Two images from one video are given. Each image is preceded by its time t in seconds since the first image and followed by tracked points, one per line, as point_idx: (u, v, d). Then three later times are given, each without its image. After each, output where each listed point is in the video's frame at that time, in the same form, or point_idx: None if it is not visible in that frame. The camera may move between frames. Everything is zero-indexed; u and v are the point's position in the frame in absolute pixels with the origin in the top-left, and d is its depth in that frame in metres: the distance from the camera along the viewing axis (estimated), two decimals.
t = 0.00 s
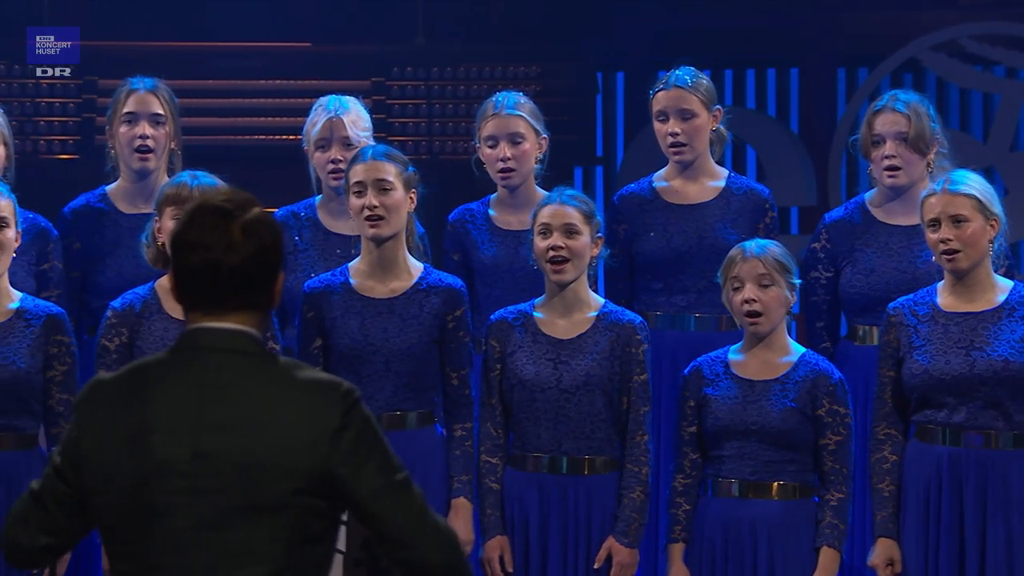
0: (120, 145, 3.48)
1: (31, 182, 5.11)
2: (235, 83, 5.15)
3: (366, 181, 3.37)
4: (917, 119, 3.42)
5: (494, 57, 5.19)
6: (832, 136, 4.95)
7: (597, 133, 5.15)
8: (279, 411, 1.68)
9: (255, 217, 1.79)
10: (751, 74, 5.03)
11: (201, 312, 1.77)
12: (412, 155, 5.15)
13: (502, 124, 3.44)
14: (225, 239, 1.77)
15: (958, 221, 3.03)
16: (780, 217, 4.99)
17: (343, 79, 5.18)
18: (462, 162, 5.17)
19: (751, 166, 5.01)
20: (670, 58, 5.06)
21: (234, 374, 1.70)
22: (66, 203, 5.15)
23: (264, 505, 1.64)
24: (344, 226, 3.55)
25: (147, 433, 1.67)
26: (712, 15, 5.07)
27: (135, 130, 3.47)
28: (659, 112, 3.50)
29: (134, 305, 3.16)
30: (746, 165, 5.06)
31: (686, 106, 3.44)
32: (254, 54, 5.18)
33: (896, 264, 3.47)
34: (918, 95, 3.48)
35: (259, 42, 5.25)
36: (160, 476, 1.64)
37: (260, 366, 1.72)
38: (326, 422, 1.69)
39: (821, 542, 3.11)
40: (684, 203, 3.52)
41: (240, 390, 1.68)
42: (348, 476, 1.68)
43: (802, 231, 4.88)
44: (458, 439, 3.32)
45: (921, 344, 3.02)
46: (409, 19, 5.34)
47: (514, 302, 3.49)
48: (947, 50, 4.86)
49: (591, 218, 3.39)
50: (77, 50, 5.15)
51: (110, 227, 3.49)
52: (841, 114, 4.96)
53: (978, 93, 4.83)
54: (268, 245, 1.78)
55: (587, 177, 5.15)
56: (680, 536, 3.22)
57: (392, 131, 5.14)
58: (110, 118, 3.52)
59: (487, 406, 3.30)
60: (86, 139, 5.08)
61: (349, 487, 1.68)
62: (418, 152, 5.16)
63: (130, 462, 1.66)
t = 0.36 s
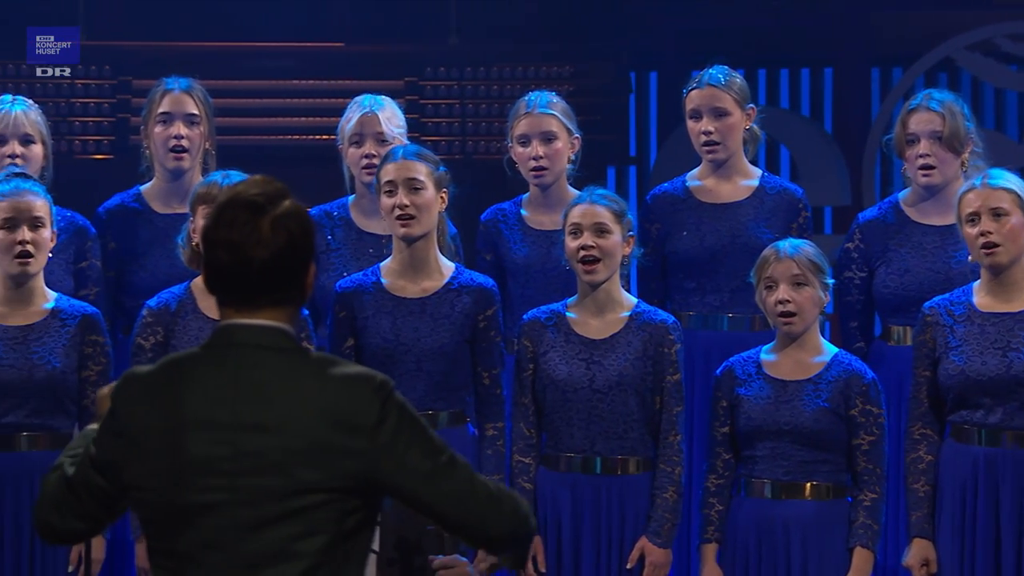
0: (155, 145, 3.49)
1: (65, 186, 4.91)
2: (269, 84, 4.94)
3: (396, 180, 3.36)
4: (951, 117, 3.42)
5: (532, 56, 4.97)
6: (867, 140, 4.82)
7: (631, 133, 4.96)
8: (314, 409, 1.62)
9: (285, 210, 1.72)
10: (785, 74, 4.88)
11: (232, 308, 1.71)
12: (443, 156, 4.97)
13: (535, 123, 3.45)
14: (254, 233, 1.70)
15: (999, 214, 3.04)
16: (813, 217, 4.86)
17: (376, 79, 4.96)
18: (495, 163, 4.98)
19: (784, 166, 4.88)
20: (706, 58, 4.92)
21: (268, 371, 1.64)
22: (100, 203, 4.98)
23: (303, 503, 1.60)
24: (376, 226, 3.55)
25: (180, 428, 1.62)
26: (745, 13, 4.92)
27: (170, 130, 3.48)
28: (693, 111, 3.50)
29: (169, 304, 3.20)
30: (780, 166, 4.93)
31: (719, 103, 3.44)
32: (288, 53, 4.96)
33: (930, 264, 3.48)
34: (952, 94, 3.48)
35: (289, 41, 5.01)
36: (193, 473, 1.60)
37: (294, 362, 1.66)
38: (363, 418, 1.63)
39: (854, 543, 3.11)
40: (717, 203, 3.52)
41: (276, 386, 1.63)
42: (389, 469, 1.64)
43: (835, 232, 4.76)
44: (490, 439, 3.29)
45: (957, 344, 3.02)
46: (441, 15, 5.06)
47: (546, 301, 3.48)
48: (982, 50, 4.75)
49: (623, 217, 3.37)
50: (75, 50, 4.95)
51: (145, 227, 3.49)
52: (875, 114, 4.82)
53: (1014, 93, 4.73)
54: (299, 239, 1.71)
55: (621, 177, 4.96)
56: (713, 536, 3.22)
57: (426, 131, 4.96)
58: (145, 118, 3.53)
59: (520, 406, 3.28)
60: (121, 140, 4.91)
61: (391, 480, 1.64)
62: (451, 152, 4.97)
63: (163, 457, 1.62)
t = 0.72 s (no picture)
0: (190, 145, 3.50)
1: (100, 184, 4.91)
2: (307, 84, 4.91)
3: (429, 181, 3.34)
4: (987, 117, 3.41)
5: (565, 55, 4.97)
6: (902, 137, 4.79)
7: (665, 133, 4.98)
8: (350, 400, 1.64)
9: (315, 209, 1.72)
10: (820, 74, 4.85)
11: (261, 307, 1.73)
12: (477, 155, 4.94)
13: (569, 122, 3.45)
14: (282, 232, 1.71)
15: None
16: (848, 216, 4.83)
17: (411, 79, 4.94)
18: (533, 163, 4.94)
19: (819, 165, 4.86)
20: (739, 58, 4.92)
21: (302, 367, 1.65)
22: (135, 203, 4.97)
23: (340, 491, 1.62)
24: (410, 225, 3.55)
25: (215, 422, 1.63)
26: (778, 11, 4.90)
27: (206, 130, 3.48)
28: (727, 108, 3.50)
29: (206, 303, 3.25)
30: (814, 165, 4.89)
31: (753, 100, 3.44)
32: (323, 54, 4.93)
33: (967, 265, 3.48)
34: (987, 93, 3.47)
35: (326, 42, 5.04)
36: (230, 466, 1.61)
37: (327, 355, 1.67)
38: (398, 406, 1.65)
39: (890, 544, 3.09)
40: (750, 202, 3.52)
41: (310, 379, 1.64)
42: (425, 450, 1.66)
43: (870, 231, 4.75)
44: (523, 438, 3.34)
45: (994, 346, 3.01)
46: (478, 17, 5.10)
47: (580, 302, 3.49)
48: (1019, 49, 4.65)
49: (656, 217, 3.37)
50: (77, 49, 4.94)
51: (180, 227, 3.50)
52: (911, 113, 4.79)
53: None
54: (327, 239, 1.72)
55: (655, 177, 4.98)
56: (747, 537, 3.21)
57: (460, 131, 4.93)
58: (180, 118, 3.53)
59: (554, 406, 3.27)
60: (156, 140, 4.89)
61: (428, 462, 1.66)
62: (485, 151, 4.95)
63: (199, 450, 1.63)
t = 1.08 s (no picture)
0: (224, 146, 3.51)
1: (139, 185, 4.87)
2: (342, 84, 4.86)
3: (462, 182, 3.33)
4: None
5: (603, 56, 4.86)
6: (939, 136, 4.82)
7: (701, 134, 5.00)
8: (381, 409, 1.67)
9: (354, 224, 1.75)
10: (856, 74, 4.91)
11: (301, 316, 1.76)
12: (512, 156, 4.85)
13: (603, 123, 3.46)
14: (321, 243, 1.75)
15: None
16: (883, 218, 4.87)
17: (446, 79, 4.85)
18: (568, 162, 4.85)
19: (856, 167, 4.89)
20: (774, 58, 4.95)
21: (337, 373, 1.69)
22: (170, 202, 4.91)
23: (365, 501, 1.64)
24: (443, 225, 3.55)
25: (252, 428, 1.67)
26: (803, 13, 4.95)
27: (240, 131, 3.49)
28: (761, 109, 3.50)
29: (240, 303, 3.26)
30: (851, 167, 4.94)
31: (787, 102, 3.44)
32: (359, 54, 4.87)
33: (1004, 266, 3.47)
34: None
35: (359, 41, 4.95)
36: (265, 469, 1.64)
37: (362, 364, 1.71)
38: (428, 419, 1.68)
39: (927, 544, 3.07)
40: (786, 202, 3.52)
41: (343, 386, 1.68)
42: (449, 466, 1.69)
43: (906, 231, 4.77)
44: (557, 437, 3.31)
45: None
46: (512, 16, 4.99)
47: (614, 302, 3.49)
48: None
49: (692, 219, 3.36)
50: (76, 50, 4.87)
51: (215, 227, 3.52)
52: (948, 113, 4.84)
53: None
54: (366, 253, 1.75)
55: (690, 177, 4.97)
56: (783, 537, 3.20)
57: (495, 131, 4.85)
58: (215, 119, 3.55)
59: (588, 406, 3.27)
60: (192, 140, 4.84)
61: (452, 479, 1.69)
62: (520, 151, 4.85)
63: (234, 456, 1.67)
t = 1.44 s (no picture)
0: (259, 148, 3.52)
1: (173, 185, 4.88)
2: (378, 84, 4.86)
3: (497, 186, 3.29)
4: None
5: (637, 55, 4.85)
6: (977, 136, 4.82)
7: (737, 132, 5.04)
8: (412, 404, 1.65)
9: (385, 220, 1.74)
10: (894, 74, 4.96)
11: (334, 313, 1.75)
12: (548, 156, 4.86)
13: (638, 126, 3.47)
14: (353, 239, 1.73)
15: None
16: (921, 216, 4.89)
17: (482, 79, 4.86)
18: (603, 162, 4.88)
19: (892, 165, 4.90)
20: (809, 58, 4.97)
21: (369, 368, 1.67)
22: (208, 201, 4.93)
23: (399, 500, 1.63)
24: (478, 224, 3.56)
25: (283, 422, 1.65)
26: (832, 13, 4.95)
27: (275, 133, 3.50)
28: (797, 111, 3.51)
29: (276, 301, 3.27)
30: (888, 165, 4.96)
31: (823, 103, 3.45)
32: (393, 54, 4.87)
33: None
34: None
35: (394, 41, 4.93)
36: (297, 464, 1.63)
37: (394, 359, 1.69)
38: (460, 413, 1.67)
39: (967, 545, 3.07)
40: (823, 203, 3.54)
41: (375, 380, 1.66)
42: (480, 460, 1.68)
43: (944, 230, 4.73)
44: (592, 435, 3.32)
45: None
46: (546, 15, 4.99)
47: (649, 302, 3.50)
48: None
49: (728, 220, 3.35)
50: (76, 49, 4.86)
51: (250, 227, 3.53)
52: (985, 113, 4.84)
53: None
54: (397, 251, 1.73)
55: (726, 176, 4.98)
56: (817, 536, 3.18)
57: (530, 131, 4.86)
58: (250, 120, 3.56)
59: (623, 406, 3.28)
60: (228, 140, 4.84)
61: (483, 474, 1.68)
62: (556, 152, 4.86)
63: (267, 451, 1.65)
